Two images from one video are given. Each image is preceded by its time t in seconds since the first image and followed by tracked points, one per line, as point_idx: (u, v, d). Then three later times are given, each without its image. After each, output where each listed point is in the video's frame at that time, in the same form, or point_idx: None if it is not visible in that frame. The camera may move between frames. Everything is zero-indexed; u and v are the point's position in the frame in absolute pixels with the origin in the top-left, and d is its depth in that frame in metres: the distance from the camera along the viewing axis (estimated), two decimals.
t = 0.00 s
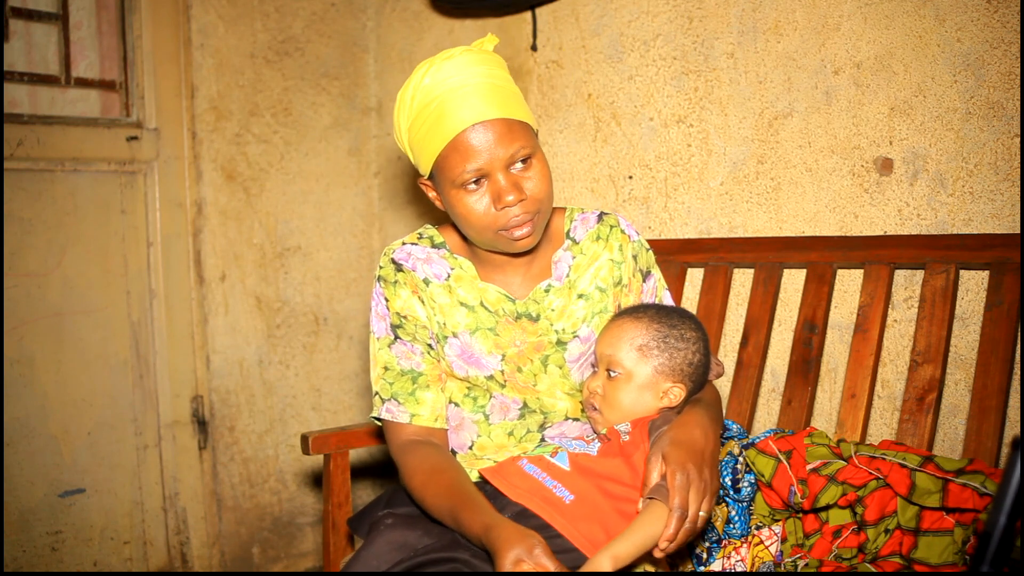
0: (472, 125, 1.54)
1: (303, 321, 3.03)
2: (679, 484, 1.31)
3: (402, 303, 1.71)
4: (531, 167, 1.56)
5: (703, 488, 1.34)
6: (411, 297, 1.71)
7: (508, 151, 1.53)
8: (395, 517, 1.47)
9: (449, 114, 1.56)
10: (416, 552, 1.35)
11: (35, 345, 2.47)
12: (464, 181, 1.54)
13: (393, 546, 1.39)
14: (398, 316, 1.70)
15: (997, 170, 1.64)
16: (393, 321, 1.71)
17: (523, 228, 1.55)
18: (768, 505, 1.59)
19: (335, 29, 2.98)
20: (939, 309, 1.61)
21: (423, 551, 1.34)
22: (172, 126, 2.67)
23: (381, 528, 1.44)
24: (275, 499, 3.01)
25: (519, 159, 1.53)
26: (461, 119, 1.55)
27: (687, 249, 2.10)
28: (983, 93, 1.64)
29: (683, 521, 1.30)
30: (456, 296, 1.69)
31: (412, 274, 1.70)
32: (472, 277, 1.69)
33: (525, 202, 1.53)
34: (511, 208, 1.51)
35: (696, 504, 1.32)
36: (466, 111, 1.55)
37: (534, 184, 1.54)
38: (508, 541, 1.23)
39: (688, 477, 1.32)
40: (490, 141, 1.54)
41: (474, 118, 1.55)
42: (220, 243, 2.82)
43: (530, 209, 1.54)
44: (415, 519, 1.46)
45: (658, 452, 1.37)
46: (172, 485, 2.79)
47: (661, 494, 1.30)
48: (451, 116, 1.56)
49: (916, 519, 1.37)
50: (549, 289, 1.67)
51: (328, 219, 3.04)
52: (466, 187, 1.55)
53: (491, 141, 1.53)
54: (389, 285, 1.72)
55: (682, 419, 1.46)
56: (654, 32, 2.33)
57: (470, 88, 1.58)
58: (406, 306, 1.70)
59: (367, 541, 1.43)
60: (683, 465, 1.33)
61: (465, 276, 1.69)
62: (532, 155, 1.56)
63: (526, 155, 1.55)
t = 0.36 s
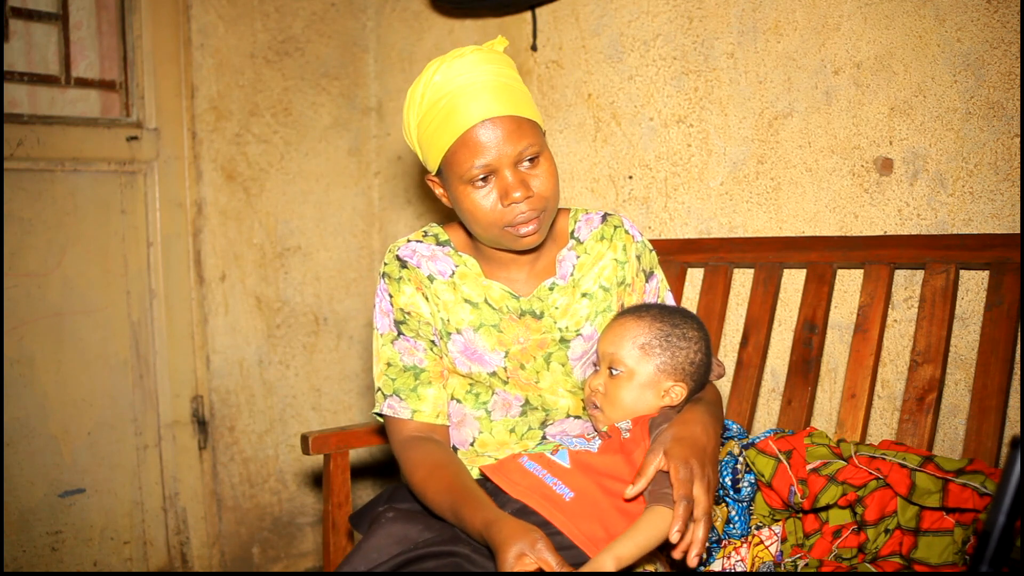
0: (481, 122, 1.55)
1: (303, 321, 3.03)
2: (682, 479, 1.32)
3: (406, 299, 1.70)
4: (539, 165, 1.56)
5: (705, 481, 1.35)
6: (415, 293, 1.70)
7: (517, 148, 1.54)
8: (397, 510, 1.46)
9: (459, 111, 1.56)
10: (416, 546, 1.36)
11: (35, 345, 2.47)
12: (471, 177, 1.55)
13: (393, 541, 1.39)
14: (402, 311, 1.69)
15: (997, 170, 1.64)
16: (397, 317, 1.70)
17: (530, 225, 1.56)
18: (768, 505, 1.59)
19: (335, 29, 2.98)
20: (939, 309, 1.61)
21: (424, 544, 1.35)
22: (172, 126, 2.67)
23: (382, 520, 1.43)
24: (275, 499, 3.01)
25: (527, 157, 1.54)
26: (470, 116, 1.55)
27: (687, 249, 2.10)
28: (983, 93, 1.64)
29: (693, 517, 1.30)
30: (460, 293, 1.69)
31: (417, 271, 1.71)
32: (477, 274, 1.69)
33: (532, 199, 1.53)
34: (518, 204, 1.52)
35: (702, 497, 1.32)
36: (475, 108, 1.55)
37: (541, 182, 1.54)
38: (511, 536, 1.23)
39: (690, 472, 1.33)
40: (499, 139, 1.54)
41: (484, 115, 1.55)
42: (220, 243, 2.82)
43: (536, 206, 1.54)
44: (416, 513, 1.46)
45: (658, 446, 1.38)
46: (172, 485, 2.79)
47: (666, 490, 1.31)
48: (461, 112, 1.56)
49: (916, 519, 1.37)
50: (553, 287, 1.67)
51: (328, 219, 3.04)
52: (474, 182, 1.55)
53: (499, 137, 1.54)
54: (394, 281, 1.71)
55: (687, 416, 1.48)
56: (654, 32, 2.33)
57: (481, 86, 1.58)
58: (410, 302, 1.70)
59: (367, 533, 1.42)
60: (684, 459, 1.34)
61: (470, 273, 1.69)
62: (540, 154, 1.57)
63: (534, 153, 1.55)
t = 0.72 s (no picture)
0: (476, 121, 1.55)
1: (303, 321, 3.03)
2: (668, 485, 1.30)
3: (400, 300, 1.70)
4: (533, 165, 1.56)
5: (695, 489, 1.32)
6: (409, 294, 1.70)
7: (510, 147, 1.54)
8: (391, 510, 1.48)
9: (453, 110, 1.56)
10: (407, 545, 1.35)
11: (35, 345, 2.47)
12: (464, 177, 1.55)
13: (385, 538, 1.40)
14: (396, 313, 1.69)
15: (997, 170, 1.64)
16: (391, 319, 1.70)
17: (523, 225, 1.55)
18: (768, 505, 1.59)
19: (335, 29, 2.98)
20: (939, 309, 1.61)
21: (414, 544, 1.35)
22: (172, 126, 2.67)
23: (376, 519, 1.45)
24: (275, 499, 3.01)
25: (520, 156, 1.54)
26: (465, 115, 1.55)
27: (687, 249, 2.10)
28: (983, 93, 1.64)
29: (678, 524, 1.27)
30: (455, 294, 1.68)
31: (411, 272, 1.70)
32: (472, 274, 1.69)
33: (524, 199, 1.53)
34: (510, 204, 1.52)
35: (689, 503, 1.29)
36: (470, 107, 1.55)
37: (535, 182, 1.54)
38: (510, 534, 1.24)
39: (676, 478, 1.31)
40: (492, 138, 1.54)
41: (479, 114, 1.55)
42: (220, 243, 2.82)
43: (529, 206, 1.54)
44: (411, 514, 1.47)
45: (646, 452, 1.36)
46: (172, 485, 2.79)
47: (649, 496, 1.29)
48: (456, 111, 1.56)
49: (916, 519, 1.37)
50: (548, 287, 1.68)
51: (328, 219, 3.04)
52: (466, 182, 1.55)
53: (493, 137, 1.54)
54: (388, 283, 1.71)
55: (672, 421, 1.45)
56: (654, 32, 2.33)
57: (477, 85, 1.58)
58: (403, 304, 1.69)
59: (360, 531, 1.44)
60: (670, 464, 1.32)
61: (465, 274, 1.69)
62: (534, 154, 1.57)
63: (528, 153, 1.55)
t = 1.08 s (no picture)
0: (467, 122, 1.55)
1: (303, 321, 3.03)
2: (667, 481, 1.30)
3: (396, 304, 1.70)
4: (525, 165, 1.56)
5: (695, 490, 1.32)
6: (406, 298, 1.70)
7: (502, 148, 1.53)
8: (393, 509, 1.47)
9: (445, 111, 1.56)
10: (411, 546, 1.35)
11: (35, 345, 2.47)
12: (457, 178, 1.55)
13: (389, 537, 1.40)
14: (393, 317, 1.70)
15: (997, 170, 1.64)
16: (388, 322, 1.70)
17: (515, 226, 1.55)
18: (768, 505, 1.58)
19: (335, 29, 2.98)
20: (939, 309, 1.61)
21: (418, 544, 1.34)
22: (172, 126, 2.67)
23: (378, 519, 1.44)
24: (275, 499, 3.01)
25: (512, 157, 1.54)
26: (457, 116, 1.56)
27: (687, 249, 2.10)
28: (983, 93, 1.64)
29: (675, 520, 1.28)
30: (451, 297, 1.68)
31: (407, 276, 1.70)
32: (468, 277, 1.69)
33: (517, 200, 1.53)
34: (503, 205, 1.51)
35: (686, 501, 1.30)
36: (462, 108, 1.56)
37: (527, 182, 1.54)
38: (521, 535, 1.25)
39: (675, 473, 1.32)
40: (484, 139, 1.54)
41: (470, 115, 1.55)
42: (220, 243, 2.81)
43: (522, 207, 1.54)
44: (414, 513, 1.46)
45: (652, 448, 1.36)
46: (172, 485, 2.79)
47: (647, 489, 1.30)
48: (448, 112, 1.56)
49: (916, 519, 1.37)
50: (544, 288, 1.67)
51: (328, 219, 3.04)
52: (459, 183, 1.55)
53: (485, 138, 1.54)
54: (384, 287, 1.72)
55: (677, 418, 1.45)
56: (654, 32, 2.33)
57: (469, 86, 1.58)
58: (401, 307, 1.70)
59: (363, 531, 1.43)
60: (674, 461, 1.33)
61: (460, 277, 1.69)
62: (526, 154, 1.56)
63: (520, 153, 1.55)
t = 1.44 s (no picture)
0: (476, 118, 1.55)
1: (303, 321, 3.03)
2: (683, 477, 1.33)
3: (411, 296, 1.64)
4: (533, 162, 1.56)
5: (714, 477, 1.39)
6: (418, 292, 1.65)
7: (511, 144, 1.54)
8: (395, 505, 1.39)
9: (453, 107, 1.56)
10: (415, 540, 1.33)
11: (35, 345, 2.47)
12: (464, 173, 1.55)
13: (393, 536, 1.34)
14: (408, 306, 1.62)
15: (997, 170, 1.64)
16: (401, 312, 1.61)
17: (522, 222, 1.56)
18: (768, 505, 1.59)
19: (335, 29, 2.98)
20: (939, 309, 1.61)
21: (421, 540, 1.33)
22: (172, 126, 2.67)
23: (381, 517, 1.37)
24: (275, 499, 3.01)
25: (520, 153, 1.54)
26: (465, 111, 1.56)
27: (687, 249, 2.10)
28: (983, 93, 1.64)
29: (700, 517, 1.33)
30: (459, 296, 1.68)
31: (416, 273, 1.69)
32: (475, 277, 1.70)
33: (525, 196, 1.53)
34: (510, 201, 1.52)
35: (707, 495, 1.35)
36: (470, 104, 1.56)
37: (535, 179, 1.55)
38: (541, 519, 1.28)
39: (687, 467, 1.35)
40: (492, 135, 1.54)
41: (479, 111, 1.56)
42: (220, 243, 2.81)
43: (529, 203, 1.54)
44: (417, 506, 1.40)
45: (654, 436, 1.36)
46: (172, 485, 2.79)
47: (666, 490, 1.32)
48: (456, 108, 1.56)
49: (916, 519, 1.37)
50: (551, 289, 1.69)
51: (328, 219, 3.04)
52: (467, 179, 1.55)
53: (494, 134, 1.54)
54: (394, 282, 1.66)
55: (687, 422, 1.48)
56: (654, 32, 2.33)
57: (477, 82, 1.59)
58: (414, 299, 1.64)
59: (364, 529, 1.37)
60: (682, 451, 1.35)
61: (467, 276, 1.70)
62: (535, 150, 1.57)
63: (529, 150, 1.56)
